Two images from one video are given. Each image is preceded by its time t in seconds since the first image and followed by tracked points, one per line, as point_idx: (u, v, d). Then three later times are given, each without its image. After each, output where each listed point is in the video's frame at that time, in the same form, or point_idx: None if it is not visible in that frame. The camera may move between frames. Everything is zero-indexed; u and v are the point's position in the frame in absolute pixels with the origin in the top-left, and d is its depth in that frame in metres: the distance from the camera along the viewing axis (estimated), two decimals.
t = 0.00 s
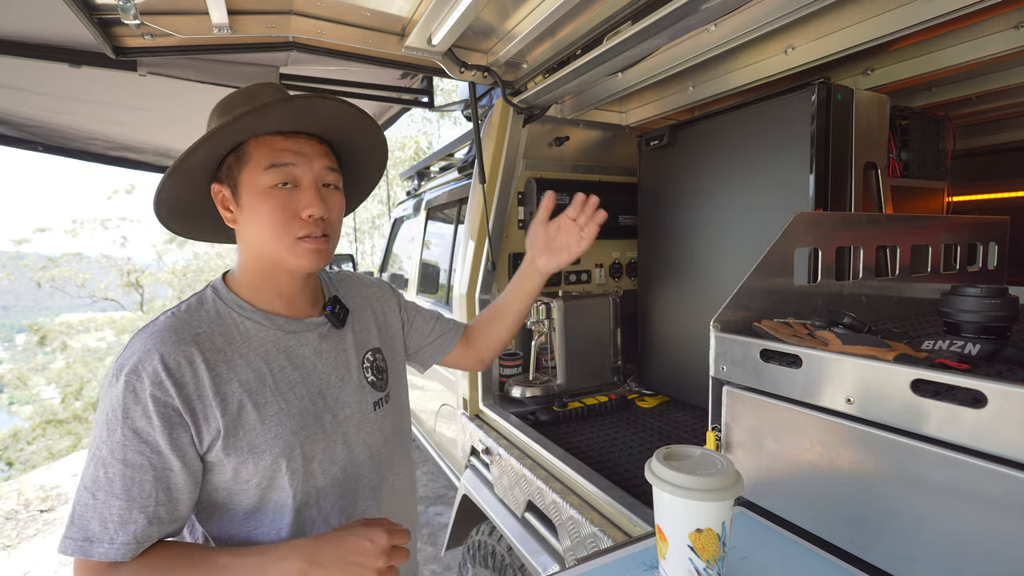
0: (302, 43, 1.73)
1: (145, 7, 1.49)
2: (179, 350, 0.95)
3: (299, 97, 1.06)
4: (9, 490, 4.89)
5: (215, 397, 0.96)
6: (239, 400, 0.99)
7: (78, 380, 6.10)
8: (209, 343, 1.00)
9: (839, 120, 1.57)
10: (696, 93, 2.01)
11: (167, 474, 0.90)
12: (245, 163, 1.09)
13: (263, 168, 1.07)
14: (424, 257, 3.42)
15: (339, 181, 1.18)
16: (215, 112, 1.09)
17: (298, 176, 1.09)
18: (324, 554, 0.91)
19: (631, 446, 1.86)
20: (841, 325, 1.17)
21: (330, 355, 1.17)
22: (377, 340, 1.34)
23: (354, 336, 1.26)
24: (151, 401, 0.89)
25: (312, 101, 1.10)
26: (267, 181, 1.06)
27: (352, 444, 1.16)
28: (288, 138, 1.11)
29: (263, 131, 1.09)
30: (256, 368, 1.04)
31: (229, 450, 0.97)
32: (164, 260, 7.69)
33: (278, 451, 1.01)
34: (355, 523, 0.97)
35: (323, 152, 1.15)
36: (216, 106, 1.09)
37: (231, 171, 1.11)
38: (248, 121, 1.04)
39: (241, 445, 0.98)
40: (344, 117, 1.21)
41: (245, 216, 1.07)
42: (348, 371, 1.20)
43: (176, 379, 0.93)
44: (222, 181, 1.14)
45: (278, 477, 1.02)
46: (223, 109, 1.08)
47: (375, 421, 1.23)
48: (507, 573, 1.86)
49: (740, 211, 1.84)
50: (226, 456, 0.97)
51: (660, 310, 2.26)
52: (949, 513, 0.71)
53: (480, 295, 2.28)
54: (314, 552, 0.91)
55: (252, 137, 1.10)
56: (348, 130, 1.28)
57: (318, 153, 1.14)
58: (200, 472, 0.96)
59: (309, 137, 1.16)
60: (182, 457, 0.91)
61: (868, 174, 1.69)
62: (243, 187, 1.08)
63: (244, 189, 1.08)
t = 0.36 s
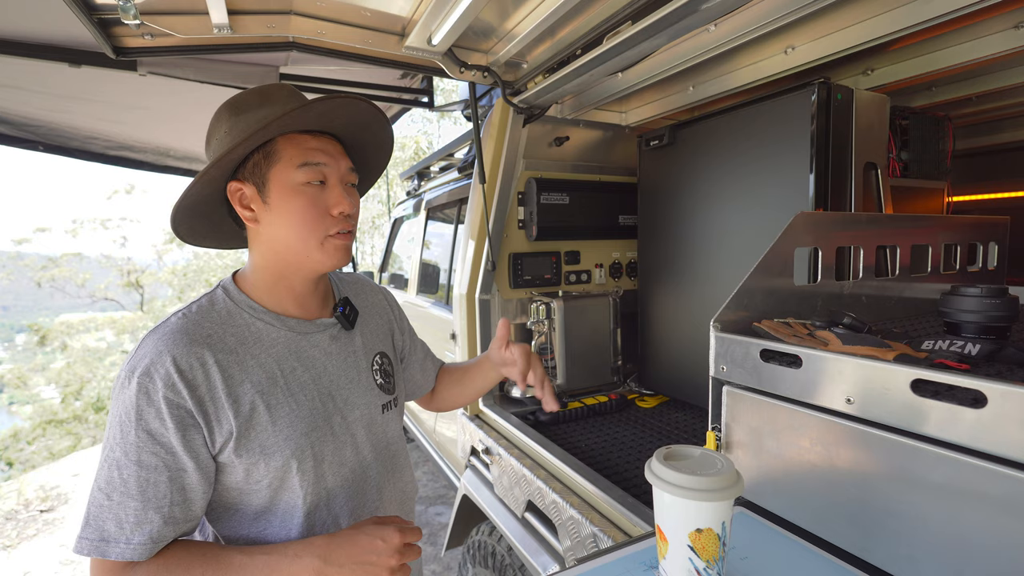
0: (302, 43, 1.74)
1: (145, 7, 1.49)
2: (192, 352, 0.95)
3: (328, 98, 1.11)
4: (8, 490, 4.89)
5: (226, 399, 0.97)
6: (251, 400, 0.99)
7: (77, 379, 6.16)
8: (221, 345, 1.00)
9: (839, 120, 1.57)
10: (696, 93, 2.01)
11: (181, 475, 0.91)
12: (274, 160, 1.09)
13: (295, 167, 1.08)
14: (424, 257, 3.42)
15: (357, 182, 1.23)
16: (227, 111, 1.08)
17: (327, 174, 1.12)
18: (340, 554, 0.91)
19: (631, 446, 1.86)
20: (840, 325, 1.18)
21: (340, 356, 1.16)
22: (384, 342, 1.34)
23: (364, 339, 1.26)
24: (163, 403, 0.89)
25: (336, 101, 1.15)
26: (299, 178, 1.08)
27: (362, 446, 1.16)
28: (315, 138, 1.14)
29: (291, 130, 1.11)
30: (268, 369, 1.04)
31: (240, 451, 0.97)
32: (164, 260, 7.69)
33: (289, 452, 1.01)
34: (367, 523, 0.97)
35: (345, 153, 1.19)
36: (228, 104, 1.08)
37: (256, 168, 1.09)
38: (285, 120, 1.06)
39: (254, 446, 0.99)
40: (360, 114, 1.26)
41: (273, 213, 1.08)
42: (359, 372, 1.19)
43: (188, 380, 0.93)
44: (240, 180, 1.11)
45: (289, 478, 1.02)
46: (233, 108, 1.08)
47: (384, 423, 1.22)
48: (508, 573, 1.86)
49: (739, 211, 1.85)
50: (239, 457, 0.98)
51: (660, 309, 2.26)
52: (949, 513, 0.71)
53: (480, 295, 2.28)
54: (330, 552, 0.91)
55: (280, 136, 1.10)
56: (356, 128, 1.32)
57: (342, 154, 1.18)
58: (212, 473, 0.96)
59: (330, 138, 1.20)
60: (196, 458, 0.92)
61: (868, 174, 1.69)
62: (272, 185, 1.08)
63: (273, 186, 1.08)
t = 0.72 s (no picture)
0: (302, 43, 1.75)
1: (145, 7, 1.49)
2: (226, 359, 0.94)
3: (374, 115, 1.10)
4: (9, 490, 4.90)
5: (262, 403, 0.97)
6: (285, 402, 1.00)
7: (77, 380, 6.32)
8: (249, 348, 0.99)
9: (839, 120, 1.57)
10: (696, 93, 2.01)
11: (232, 480, 0.91)
12: (317, 164, 1.04)
13: (342, 175, 1.06)
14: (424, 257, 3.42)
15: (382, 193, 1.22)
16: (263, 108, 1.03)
17: (367, 186, 1.11)
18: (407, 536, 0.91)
19: (631, 445, 1.86)
20: (841, 325, 1.18)
21: (360, 352, 1.17)
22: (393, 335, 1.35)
23: (375, 334, 1.27)
24: (205, 412, 0.88)
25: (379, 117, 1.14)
26: (345, 187, 1.06)
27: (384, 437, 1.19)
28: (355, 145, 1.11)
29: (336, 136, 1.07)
30: (298, 370, 1.03)
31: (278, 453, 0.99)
32: (164, 260, 7.68)
33: (323, 449, 1.04)
34: (422, 505, 0.97)
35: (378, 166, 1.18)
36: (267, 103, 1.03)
37: (298, 170, 1.02)
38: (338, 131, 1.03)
39: (291, 445, 1.00)
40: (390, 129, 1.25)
41: (313, 219, 1.04)
42: (377, 367, 1.21)
43: (226, 387, 0.92)
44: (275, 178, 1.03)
45: (322, 474, 1.05)
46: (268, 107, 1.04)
47: (400, 414, 1.25)
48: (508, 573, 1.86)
49: (740, 211, 1.84)
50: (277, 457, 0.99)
51: (660, 310, 2.26)
52: (948, 513, 0.71)
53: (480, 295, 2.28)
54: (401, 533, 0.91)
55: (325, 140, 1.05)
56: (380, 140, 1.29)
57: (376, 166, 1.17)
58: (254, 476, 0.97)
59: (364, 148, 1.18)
60: (242, 463, 0.92)
61: (869, 174, 1.69)
62: (316, 189, 1.04)
63: (318, 190, 1.04)
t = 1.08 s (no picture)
0: (302, 43, 1.75)
1: (145, 7, 1.49)
2: (290, 337, 1.02)
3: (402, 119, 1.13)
4: (9, 490, 4.90)
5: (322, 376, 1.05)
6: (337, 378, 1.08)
7: (77, 380, 6.24)
8: (305, 330, 1.07)
9: (839, 120, 1.57)
10: (696, 93, 2.01)
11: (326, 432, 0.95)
12: (357, 168, 1.08)
13: (381, 176, 1.10)
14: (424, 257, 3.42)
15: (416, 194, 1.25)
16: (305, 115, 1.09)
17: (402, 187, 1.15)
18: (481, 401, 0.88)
19: (631, 445, 1.85)
20: (841, 325, 1.18)
21: (394, 342, 1.27)
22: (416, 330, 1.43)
23: (405, 330, 1.36)
24: (282, 378, 0.95)
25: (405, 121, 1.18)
26: (383, 188, 1.10)
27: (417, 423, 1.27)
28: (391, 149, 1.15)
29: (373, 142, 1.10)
30: (346, 350, 1.12)
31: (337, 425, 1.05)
32: (164, 260, 7.48)
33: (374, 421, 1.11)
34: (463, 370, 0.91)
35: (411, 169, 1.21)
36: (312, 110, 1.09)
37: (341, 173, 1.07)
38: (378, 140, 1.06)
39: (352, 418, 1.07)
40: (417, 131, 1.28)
41: (355, 218, 1.08)
42: (408, 357, 1.30)
43: (293, 359, 1.00)
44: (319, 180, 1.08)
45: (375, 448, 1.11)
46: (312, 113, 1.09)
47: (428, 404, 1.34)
48: (507, 573, 1.86)
49: (739, 211, 1.84)
50: (337, 427, 1.07)
51: (661, 309, 2.26)
52: (948, 513, 0.71)
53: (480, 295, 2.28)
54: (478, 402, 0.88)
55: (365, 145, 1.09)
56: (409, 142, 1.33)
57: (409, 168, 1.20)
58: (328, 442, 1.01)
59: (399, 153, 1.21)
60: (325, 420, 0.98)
61: (869, 174, 1.69)
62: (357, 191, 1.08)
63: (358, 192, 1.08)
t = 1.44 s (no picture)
0: (302, 43, 1.75)
1: (145, 7, 1.49)
2: (334, 321, 1.08)
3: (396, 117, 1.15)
4: (9, 489, 4.91)
5: (361, 359, 1.10)
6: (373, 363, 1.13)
7: (77, 380, 6.32)
8: (347, 317, 1.12)
9: (839, 120, 1.57)
10: (696, 93, 2.01)
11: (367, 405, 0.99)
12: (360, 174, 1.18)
13: (377, 176, 1.14)
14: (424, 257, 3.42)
15: (439, 189, 1.21)
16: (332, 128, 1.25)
17: (405, 184, 1.15)
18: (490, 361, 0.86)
19: (631, 446, 1.85)
20: (841, 325, 1.18)
21: (429, 339, 1.31)
22: (451, 334, 1.47)
23: (440, 331, 1.40)
24: (329, 354, 1.00)
25: (411, 116, 1.17)
26: (380, 187, 1.13)
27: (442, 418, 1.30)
28: (396, 150, 1.18)
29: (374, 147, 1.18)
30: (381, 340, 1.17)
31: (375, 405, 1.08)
32: (164, 260, 7.41)
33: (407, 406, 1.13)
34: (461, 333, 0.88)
35: (427, 163, 1.19)
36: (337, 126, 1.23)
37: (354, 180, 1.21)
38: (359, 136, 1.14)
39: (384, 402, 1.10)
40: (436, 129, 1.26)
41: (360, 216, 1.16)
42: (441, 355, 1.34)
43: (337, 341, 1.06)
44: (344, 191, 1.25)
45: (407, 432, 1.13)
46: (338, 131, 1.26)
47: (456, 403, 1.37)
48: (507, 573, 1.86)
49: (740, 212, 1.84)
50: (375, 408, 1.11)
51: (661, 309, 2.26)
52: (948, 513, 0.71)
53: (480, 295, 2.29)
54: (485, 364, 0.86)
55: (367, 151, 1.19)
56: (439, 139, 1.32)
57: (422, 163, 1.18)
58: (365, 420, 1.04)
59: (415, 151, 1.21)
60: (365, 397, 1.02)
61: (868, 174, 1.69)
62: (360, 192, 1.16)
63: (361, 193, 1.16)
